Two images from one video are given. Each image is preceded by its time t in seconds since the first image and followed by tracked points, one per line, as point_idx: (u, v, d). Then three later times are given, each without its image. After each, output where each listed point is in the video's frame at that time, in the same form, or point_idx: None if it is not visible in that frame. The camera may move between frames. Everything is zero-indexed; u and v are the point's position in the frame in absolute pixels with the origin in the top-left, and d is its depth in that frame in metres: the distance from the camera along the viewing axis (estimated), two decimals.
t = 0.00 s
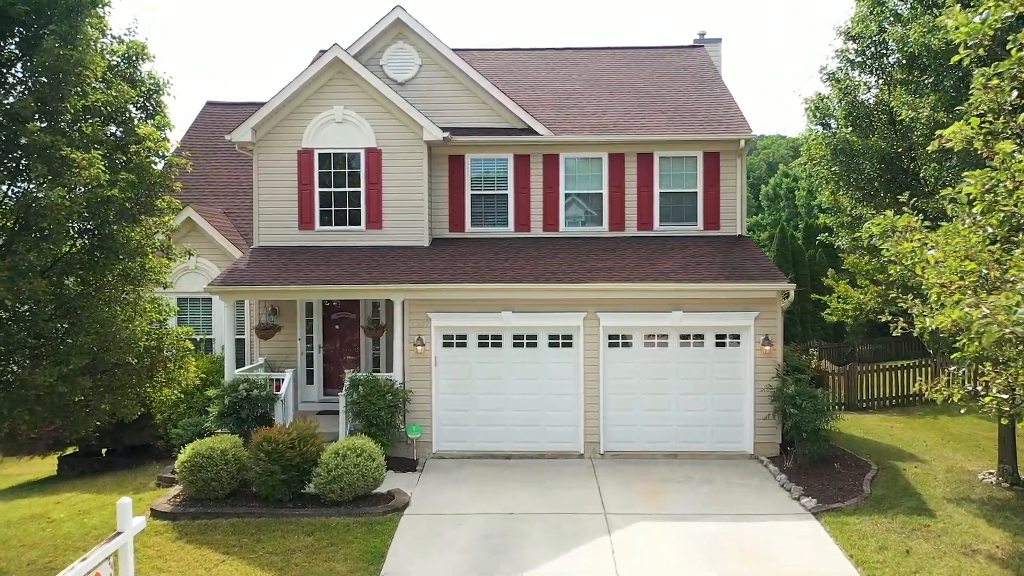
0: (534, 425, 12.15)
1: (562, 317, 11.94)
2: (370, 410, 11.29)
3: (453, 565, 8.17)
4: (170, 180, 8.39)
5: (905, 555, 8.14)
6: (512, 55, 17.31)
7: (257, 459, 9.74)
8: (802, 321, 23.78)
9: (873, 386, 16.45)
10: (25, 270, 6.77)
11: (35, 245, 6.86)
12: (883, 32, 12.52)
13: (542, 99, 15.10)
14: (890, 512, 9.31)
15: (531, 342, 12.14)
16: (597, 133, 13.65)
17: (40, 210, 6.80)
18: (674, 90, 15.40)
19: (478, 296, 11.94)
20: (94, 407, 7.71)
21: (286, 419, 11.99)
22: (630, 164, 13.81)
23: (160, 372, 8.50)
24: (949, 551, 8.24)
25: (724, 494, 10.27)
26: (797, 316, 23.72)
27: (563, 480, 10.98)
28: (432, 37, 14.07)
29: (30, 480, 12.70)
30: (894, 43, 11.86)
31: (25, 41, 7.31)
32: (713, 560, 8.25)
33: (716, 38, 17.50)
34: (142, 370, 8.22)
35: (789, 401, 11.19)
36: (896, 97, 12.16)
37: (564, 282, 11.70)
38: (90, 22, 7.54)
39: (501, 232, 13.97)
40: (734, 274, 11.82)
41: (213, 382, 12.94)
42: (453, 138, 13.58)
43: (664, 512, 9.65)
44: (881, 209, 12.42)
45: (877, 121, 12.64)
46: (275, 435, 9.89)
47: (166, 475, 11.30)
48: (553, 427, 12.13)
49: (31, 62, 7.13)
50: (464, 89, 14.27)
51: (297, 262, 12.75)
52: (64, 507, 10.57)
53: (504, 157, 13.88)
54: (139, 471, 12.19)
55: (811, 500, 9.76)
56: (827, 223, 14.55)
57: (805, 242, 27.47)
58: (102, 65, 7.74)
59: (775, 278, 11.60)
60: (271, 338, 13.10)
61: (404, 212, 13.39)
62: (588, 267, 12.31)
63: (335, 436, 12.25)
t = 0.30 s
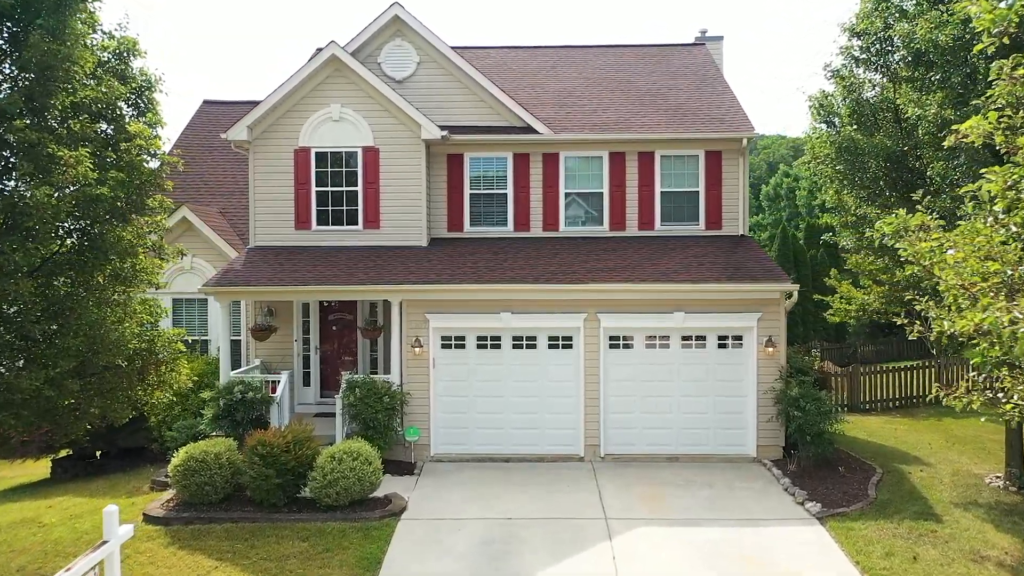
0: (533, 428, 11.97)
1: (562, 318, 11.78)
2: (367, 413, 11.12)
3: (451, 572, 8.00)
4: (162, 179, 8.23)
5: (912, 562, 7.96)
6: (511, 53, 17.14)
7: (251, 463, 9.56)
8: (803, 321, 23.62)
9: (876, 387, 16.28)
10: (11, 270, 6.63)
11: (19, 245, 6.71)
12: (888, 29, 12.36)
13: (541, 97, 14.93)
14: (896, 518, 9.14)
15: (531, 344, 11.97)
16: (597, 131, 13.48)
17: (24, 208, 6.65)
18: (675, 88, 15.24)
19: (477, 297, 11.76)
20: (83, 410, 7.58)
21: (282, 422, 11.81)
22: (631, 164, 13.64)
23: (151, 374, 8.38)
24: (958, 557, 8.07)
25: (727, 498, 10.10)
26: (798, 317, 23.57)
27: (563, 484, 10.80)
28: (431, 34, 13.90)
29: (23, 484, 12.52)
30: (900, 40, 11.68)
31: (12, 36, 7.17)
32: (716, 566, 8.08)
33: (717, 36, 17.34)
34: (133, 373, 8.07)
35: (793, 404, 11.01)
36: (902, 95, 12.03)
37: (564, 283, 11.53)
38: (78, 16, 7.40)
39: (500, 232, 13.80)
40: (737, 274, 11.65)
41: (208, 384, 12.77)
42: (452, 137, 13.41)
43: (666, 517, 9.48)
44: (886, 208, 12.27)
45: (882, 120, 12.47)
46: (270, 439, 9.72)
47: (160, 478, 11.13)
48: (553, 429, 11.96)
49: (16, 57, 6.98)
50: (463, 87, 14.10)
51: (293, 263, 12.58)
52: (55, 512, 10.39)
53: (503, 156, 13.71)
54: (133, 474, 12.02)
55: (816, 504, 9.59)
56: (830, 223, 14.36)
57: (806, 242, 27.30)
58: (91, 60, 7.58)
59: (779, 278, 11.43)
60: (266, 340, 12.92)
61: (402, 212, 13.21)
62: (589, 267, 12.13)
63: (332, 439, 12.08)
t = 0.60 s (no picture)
0: (532, 431, 11.80)
1: (562, 319, 11.61)
2: (364, 416, 10.95)
3: None
4: (153, 177, 8.14)
5: (920, 569, 7.79)
6: (510, 51, 16.97)
7: (245, 467, 9.38)
8: (804, 321, 23.46)
9: (879, 388, 16.11)
10: None
11: (5, 245, 6.64)
12: (893, 25, 12.21)
13: (541, 96, 14.76)
14: (902, 523, 8.96)
15: (530, 345, 11.80)
16: (598, 130, 13.31)
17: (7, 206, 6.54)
18: (676, 86, 15.07)
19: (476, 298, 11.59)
20: (74, 414, 7.62)
21: (277, 425, 11.64)
22: (632, 163, 13.47)
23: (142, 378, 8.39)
24: (966, 564, 7.89)
25: (729, 503, 9.93)
26: (799, 317, 23.41)
27: (563, 488, 10.63)
28: (430, 32, 13.72)
29: (15, 487, 12.34)
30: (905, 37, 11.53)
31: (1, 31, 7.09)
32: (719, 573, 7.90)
33: (719, 34, 17.16)
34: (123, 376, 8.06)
35: (796, 406, 10.84)
36: (908, 93, 11.90)
37: (564, 283, 11.36)
38: (67, 12, 7.31)
39: (499, 232, 13.62)
40: (740, 274, 11.48)
41: (204, 386, 12.59)
42: (450, 135, 13.24)
43: (668, 522, 9.31)
44: (891, 207, 12.11)
45: (886, 118, 12.31)
46: (265, 442, 9.55)
47: (153, 482, 10.95)
48: (553, 432, 11.79)
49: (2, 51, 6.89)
50: (462, 85, 13.93)
51: (290, 263, 12.40)
52: (47, 516, 10.21)
53: (502, 155, 13.54)
54: (127, 477, 11.84)
55: (820, 509, 9.41)
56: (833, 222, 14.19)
57: (808, 241, 27.13)
58: (80, 56, 7.49)
59: (783, 279, 11.26)
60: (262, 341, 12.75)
61: (400, 212, 13.04)
62: (589, 268, 11.96)
63: (328, 442, 11.91)
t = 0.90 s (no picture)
0: (532, 433, 11.63)
1: (562, 320, 11.44)
2: (361, 418, 10.77)
3: None
4: (143, 175, 8.12)
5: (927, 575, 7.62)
6: (510, 49, 16.81)
7: (239, 471, 9.20)
8: (806, 322, 23.29)
9: (882, 390, 15.94)
10: None
11: None
12: (899, 22, 12.06)
13: (541, 94, 14.60)
14: (909, 528, 8.79)
15: (530, 347, 11.63)
16: (598, 128, 13.14)
17: None
18: (677, 85, 14.89)
19: (474, 299, 11.43)
20: (63, 415, 7.60)
21: (273, 428, 11.47)
22: (633, 162, 13.30)
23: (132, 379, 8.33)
24: (974, 571, 7.72)
25: (732, 507, 9.76)
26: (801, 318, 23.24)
27: (563, 492, 10.46)
28: (429, 29, 13.55)
29: (7, 491, 12.16)
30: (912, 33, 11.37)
31: None
32: None
33: (721, 32, 16.99)
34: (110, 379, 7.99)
35: (799, 409, 10.67)
36: (914, 90, 11.75)
37: (564, 284, 11.20)
38: (54, 7, 7.28)
39: (498, 232, 13.45)
40: (743, 275, 11.32)
41: (199, 389, 12.42)
42: (449, 134, 13.07)
43: (669, 527, 9.15)
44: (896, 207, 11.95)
45: (891, 116, 12.15)
46: (260, 446, 9.38)
47: (147, 486, 10.78)
48: (552, 435, 11.62)
49: None
50: (461, 83, 13.75)
51: (286, 263, 12.24)
52: (38, 521, 10.05)
53: (502, 154, 13.37)
54: (121, 481, 11.67)
55: (825, 514, 9.24)
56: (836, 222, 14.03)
57: (809, 241, 26.97)
58: (69, 52, 7.50)
59: (786, 279, 11.09)
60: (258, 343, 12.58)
61: (397, 211, 12.87)
62: (589, 268, 11.79)
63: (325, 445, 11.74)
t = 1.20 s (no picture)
0: (531, 438, 11.46)
1: (562, 323, 11.28)
2: (358, 423, 10.60)
3: None
4: (132, 175, 8.24)
5: None
6: (510, 48, 16.64)
7: (233, 477, 9.04)
8: (807, 323, 23.12)
9: (886, 392, 15.76)
10: None
11: None
12: (904, 19, 11.88)
13: (541, 93, 14.44)
14: (916, 536, 8.63)
15: (529, 350, 11.47)
16: (599, 128, 12.98)
17: None
18: (679, 84, 14.73)
19: (472, 301, 11.26)
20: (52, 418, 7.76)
21: (269, 432, 11.30)
22: (634, 162, 13.13)
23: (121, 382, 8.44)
24: None
25: (736, 514, 9.60)
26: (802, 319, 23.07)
27: (563, 498, 10.29)
28: (427, 28, 13.38)
29: None
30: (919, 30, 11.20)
31: None
32: None
33: (722, 31, 16.83)
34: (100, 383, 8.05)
35: (803, 414, 10.51)
36: (919, 89, 11.59)
37: (563, 286, 11.03)
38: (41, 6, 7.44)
39: (497, 233, 13.28)
40: (745, 277, 11.15)
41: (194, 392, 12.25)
42: (447, 134, 12.90)
43: (671, 534, 8.98)
44: (901, 208, 11.82)
45: (896, 115, 12.01)
46: (254, 451, 9.21)
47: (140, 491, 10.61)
48: (552, 439, 11.45)
49: None
50: (460, 82, 13.59)
51: (282, 265, 12.07)
52: (30, 527, 9.89)
53: (501, 155, 13.21)
54: (114, 486, 11.50)
55: (830, 521, 9.07)
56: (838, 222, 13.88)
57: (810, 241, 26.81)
58: (57, 51, 7.65)
59: (789, 282, 10.93)
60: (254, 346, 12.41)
61: (395, 212, 12.70)
62: (589, 270, 11.63)
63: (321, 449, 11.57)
